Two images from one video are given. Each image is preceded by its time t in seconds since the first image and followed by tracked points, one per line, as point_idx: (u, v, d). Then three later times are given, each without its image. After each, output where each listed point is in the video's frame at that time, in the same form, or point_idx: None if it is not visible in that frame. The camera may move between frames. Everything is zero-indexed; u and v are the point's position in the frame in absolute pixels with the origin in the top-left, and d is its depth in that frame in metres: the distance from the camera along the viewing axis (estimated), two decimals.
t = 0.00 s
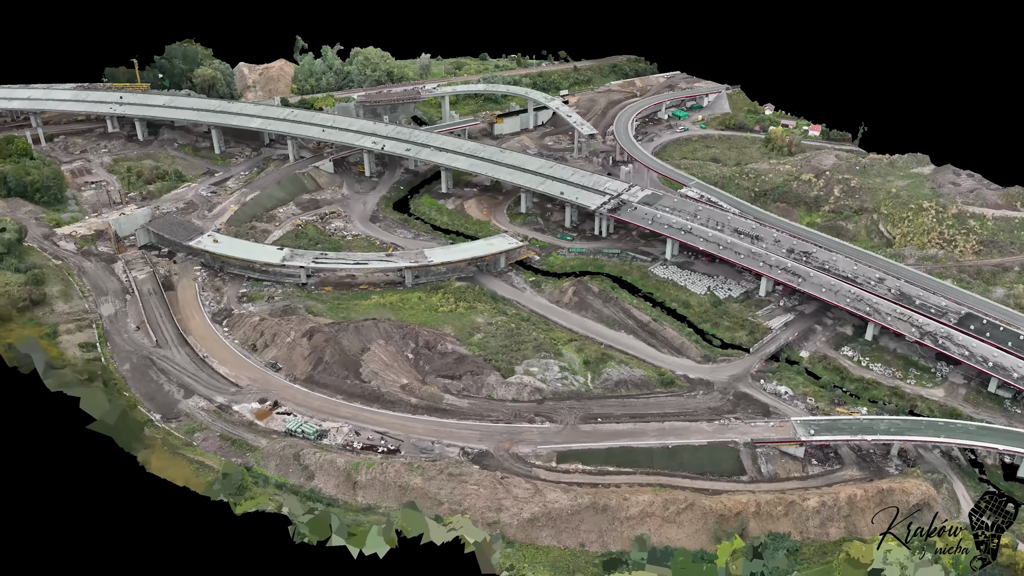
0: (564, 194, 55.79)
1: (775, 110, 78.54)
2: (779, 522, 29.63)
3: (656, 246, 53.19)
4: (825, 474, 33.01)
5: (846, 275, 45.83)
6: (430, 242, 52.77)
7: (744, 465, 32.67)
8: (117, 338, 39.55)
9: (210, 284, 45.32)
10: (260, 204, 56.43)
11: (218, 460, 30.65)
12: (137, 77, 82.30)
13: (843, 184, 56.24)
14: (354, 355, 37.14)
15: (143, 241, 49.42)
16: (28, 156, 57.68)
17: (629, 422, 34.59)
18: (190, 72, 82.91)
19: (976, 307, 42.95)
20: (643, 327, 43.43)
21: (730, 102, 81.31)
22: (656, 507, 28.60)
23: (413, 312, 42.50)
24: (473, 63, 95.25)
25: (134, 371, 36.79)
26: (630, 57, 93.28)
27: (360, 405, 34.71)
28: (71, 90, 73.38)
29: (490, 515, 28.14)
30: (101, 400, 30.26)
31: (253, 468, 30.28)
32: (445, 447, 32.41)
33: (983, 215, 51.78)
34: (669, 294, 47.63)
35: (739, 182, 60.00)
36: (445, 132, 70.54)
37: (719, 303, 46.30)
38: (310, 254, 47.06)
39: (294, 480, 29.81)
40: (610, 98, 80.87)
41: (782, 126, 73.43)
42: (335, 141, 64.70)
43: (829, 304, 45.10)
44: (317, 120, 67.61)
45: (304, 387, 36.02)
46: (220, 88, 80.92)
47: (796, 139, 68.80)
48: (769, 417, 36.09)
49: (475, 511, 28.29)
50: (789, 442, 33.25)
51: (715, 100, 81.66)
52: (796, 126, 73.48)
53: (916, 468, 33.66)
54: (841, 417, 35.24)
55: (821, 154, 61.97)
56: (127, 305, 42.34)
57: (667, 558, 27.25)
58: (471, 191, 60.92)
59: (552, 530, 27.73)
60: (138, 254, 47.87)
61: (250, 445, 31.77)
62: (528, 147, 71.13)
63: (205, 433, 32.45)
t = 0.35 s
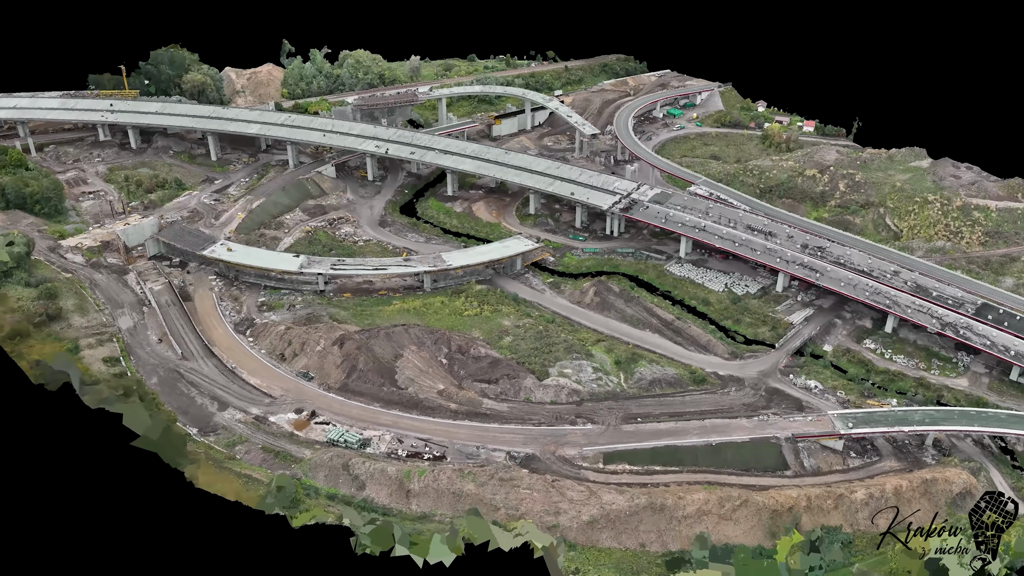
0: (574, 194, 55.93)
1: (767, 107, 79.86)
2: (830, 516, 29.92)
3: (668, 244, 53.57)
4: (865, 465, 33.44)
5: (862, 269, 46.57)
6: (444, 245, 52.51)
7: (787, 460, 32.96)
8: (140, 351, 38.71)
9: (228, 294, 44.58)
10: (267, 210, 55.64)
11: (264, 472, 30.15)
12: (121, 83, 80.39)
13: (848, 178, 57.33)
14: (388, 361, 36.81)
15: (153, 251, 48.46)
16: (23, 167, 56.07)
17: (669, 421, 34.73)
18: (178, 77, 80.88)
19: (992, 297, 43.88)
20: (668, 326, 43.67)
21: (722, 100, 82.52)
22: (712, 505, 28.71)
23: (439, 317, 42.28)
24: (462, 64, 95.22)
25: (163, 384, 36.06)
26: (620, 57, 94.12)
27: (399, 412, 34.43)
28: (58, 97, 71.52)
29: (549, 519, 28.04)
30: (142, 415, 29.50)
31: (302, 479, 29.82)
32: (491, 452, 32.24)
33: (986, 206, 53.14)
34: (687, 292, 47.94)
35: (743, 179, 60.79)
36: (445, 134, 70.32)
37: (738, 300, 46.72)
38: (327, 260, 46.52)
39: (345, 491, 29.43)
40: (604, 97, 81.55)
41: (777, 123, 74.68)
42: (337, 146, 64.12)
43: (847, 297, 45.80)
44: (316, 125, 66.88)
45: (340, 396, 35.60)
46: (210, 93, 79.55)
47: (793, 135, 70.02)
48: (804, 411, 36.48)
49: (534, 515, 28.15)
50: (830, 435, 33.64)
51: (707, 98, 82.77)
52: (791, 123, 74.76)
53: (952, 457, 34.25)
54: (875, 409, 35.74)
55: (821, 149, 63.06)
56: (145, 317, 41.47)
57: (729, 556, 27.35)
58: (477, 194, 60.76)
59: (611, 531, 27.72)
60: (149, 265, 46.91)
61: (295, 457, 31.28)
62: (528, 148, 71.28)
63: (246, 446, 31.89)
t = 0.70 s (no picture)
0: (585, 194, 56.18)
1: (758, 104, 81.22)
2: (880, 505, 30.41)
3: (680, 242, 54.04)
4: (904, 454, 34.06)
5: (876, 262, 47.52)
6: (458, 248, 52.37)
7: (829, 452, 33.43)
8: (167, 365, 37.99)
9: (249, 304, 43.94)
10: (274, 217, 54.90)
11: (317, 484, 29.79)
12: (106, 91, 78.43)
13: (851, 173, 58.60)
14: (426, 367, 36.58)
15: (165, 262, 47.51)
16: (19, 179, 54.49)
17: (711, 417, 35.03)
18: (164, 84, 79.13)
19: (1004, 285, 45.02)
20: (692, 323, 44.09)
21: (713, 98, 83.86)
22: (770, 499, 28.98)
23: (468, 321, 42.19)
24: (451, 65, 95.13)
25: (198, 398, 35.44)
26: (608, 56, 94.94)
27: (443, 417, 34.26)
28: (44, 107, 69.73)
29: (610, 519, 28.08)
30: (192, 431, 28.94)
31: (356, 489, 29.50)
32: (541, 455, 32.18)
33: (987, 197, 54.69)
34: (705, 289, 48.41)
35: (747, 176, 61.75)
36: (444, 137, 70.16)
37: (756, 295, 47.31)
38: (347, 266, 46.04)
39: (402, 499, 29.19)
40: (598, 96, 82.31)
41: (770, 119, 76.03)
42: (339, 151, 63.57)
43: (863, 290, 46.69)
44: (316, 130, 66.19)
45: (379, 403, 35.31)
46: (200, 100, 78.14)
47: (788, 131, 71.38)
48: (838, 403, 37.05)
49: (596, 516, 28.17)
50: (869, 426, 34.18)
51: (699, 96, 83.99)
52: (783, 119, 76.13)
53: (986, 443, 35.03)
54: (909, 399, 36.41)
55: (821, 144, 64.27)
56: (168, 329, 40.68)
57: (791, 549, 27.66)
58: (484, 196, 60.71)
59: (675, 529, 27.86)
60: (163, 276, 45.98)
61: (345, 466, 30.96)
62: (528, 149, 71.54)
63: (293, 457, 31.48)
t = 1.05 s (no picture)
0: (593, 194, 56.49)
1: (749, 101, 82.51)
2: (920, 493, 30.95)
3: (689, 239, 54.58)
4: (935, 443, 34.72)
5: (885, 254, 48.42)
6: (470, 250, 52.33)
7: (864, 443, 33.98)
8: (194, 375, 37.43)
9: (268, 311, 43.46)
10: (282, 223, 54.33)
11: (365, 491, 29.58)
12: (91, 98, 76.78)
13: (851, 168, 59.82)
14: (459, 370, 36.50)
15: (177, 271, 46.79)
16: (17, 189, 53.19)
17: (745, 412, 35.40)
18: (153, 90, 77.86)
19: (1011, 275, 46.15)
20: (712, 319, 44.57)
21: (704, 96, 85.16)
22: (817, 491, 29.36)
23: (492, 323, 42.19)
24: (439, 67, 95.12)
25: (229, 408, 34.96)
26: (597, 56, 95.77)
27: (480, 420, 34.22)
28: (32, 115, 68.22)
29: (663, 516, 28.22)
30: (237, 441, 28.60)
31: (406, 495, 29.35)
32: (583, 454, 32.25)
33: (985, 189, 56.14)
34: (719, 286, 48.93)
35: (749, 172, 62.69)
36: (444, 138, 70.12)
37: (771, 290, 47.93)
38: (364, 271, 45.77)
39: (452, 503, 29.10)
40: (590, 96, 83.16)
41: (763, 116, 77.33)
42: (340, 155, 63.18)
43: (875, 282, 47.53)
44: (315, 134, 65.65)
45: (415, 408, 35.15)
46: (191, 106, 77.36)
47: (783, 128, 72.68)
48: (865, 395, 37.66)
49: (649, 513, 28.32)
50: (900, 416, 34.81)
51: (690, 94, 85.21)
52: (776, 115, 77.45)
53: (1011, 429, 35.81)
54: (934, 388, 37.13)
55: (818, 139, 65.48)
56: (190, 339, 40.07)
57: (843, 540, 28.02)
58: (489, 198, 60.78)
59: (728, 524, 28.11)
60: (177, 285, 45.29)
61: (390, 472, 30.78)
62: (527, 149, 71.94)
63: (337, 464, 31.21)
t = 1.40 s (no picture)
0: (600, 193, 56.90)
1: (738, 98, 83.89)
2: (957, 478, 31.67)
3: (697, 236, 55.26)
4: (962, 429, 35.56)
5: (892, 246, 49.47)
6: (483, 251, 52.36)
7: (896, 431, 34.69)
8: (224, 385, 36.95)
9: (289, 318, 43.09)
10: (290, 229, 53.84)
11: (416, 495, 29.49)
12: (76, 106, 74.93)
13: (849, 162, 61.15)
14: (493, 371, 36.57)
15: (191, 280, 46.12)
16: (16, 201, 51.92)
17: (778, 404, 35.94)
18: (140, 97, 76.15)
19: (1015, 263, 47.44)
20: (731, 314, 45.21)
21: (694, 94, 86.47)
22: (862, 480, 29.93)
23: (517, 323, 42.29)
24: (428, 70, 95.09)
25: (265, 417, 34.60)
26: (584, 56, 96.71)
27: (520, 421, 34.31)
28: (21, 125, 66.57)
29: (716, 509, 28.49)
30: (289, 449, 28.55)
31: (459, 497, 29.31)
32: (626, 452, 32.48)
33: (981, 180, 57.72)
34: (732, 281, 49.58)
35: (748, 168, 63.74)
36: (443, 141, 70.20)
37: (783, 284, 48.71)
38: (383, 275, 45.56)
39: (506, 504, 29.13)
40: (582, 96, 84.00)
41: (754, 113, 78.69)
42: (342, 160, 62.85)
43: (884, 274, 48.52)
44: (315, 138, 65.17)
45: (453, 411, 35.13)
46: (182, 112, 75.85)
47: (776, 124, 73.99)
48: (890, 384, 38.44)
49: (702, 507, 28.60)
50: (929, 404, 35.61)
51: (680, 93, 86.44)
52: (767, 112, 78.85)
53: None
54: (957, 375, 38.00)
55: (813, 135, 66.82)
56: (214, 349, 39.56)
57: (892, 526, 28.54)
58: (494, 200, 60.99)
59: (780, 514, 28.51)
60: (194, 295, 44.68)
61: (438, 475, 30.73)
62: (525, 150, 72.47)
63: (383, 470, 31.06)
